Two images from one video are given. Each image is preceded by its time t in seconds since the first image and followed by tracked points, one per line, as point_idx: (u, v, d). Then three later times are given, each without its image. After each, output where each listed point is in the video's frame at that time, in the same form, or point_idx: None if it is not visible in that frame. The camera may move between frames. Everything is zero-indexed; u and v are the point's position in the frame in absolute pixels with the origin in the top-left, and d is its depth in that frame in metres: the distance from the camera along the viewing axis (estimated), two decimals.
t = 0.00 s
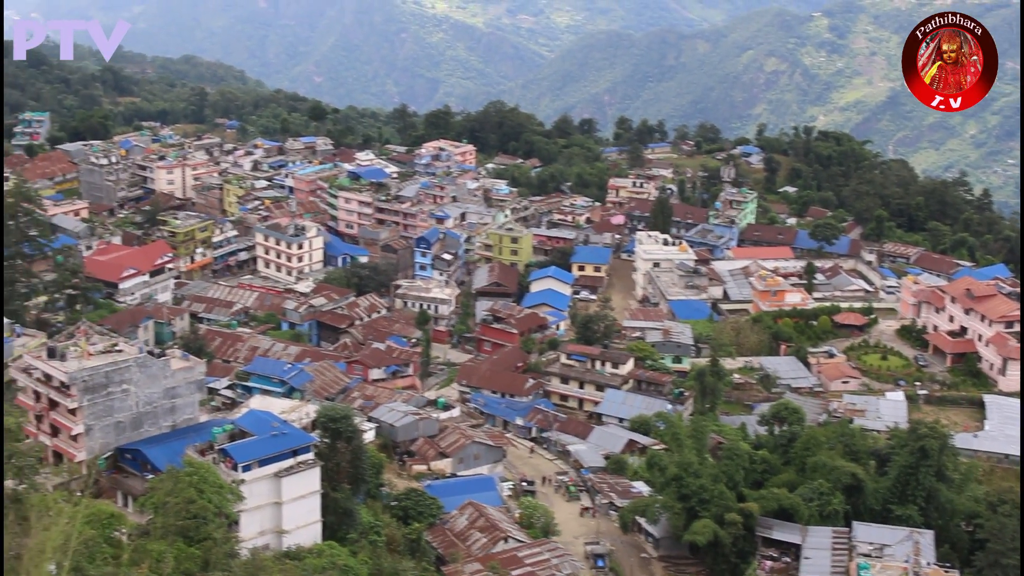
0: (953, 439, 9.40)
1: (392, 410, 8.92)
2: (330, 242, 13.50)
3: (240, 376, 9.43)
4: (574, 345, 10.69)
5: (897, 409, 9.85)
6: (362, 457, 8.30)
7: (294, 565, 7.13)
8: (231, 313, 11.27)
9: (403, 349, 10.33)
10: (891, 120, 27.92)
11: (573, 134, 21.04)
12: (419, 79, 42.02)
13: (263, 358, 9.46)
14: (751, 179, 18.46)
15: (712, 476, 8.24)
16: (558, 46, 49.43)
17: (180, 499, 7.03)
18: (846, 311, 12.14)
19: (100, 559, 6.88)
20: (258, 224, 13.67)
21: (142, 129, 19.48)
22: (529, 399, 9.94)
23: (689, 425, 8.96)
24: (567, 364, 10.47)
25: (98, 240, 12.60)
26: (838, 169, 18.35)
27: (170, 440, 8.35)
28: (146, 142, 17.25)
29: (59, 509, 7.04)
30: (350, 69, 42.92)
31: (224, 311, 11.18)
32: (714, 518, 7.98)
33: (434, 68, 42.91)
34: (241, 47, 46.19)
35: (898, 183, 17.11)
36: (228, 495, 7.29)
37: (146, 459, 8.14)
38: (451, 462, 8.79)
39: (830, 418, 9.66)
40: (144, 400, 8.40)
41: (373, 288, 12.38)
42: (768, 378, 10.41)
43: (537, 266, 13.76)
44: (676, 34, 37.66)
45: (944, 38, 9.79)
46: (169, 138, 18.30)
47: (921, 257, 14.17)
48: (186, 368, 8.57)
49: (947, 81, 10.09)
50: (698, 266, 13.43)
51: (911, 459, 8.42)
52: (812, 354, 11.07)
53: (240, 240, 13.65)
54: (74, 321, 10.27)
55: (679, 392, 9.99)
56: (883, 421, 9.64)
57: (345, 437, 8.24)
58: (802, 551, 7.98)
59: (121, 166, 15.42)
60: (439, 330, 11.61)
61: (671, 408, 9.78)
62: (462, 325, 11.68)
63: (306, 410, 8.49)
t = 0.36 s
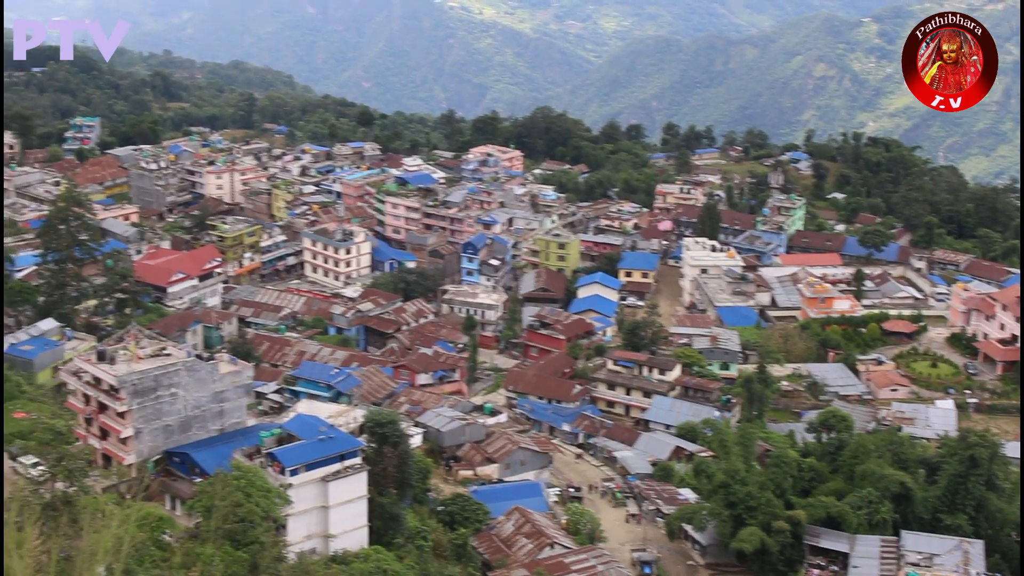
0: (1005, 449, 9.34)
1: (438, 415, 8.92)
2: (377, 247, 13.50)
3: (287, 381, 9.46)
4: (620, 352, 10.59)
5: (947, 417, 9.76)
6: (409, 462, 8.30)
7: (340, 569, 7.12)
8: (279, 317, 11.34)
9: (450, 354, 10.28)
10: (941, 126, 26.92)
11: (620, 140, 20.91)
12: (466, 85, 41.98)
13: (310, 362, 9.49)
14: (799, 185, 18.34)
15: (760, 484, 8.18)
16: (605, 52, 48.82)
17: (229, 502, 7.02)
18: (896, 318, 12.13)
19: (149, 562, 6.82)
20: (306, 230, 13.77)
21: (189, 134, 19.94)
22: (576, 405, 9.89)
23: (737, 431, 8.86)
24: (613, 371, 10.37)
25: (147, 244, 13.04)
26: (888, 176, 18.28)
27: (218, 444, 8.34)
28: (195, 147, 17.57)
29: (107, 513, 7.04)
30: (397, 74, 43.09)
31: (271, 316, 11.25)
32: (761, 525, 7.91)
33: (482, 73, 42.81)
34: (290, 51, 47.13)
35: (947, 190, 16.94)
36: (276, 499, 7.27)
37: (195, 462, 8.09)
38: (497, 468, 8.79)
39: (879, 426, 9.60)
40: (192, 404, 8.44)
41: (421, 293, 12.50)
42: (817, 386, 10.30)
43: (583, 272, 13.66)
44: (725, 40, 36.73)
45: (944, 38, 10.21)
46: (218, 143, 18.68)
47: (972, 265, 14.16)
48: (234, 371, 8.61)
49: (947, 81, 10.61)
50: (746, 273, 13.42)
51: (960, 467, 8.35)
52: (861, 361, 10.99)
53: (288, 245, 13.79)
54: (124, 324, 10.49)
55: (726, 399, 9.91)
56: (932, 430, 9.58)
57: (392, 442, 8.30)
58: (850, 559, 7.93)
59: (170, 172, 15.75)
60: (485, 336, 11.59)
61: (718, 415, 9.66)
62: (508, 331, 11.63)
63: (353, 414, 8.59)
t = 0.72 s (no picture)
0: None
1: (483, 418, 8.89)
2: (423, 250, 13.50)
3: (333, 383, 9.45)
4: (665, 357, 10.48)
5: (995, 425, 9.71)
6: (453, 465, 8.29)
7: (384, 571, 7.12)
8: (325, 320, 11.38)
9: (495, 357, 10.24)
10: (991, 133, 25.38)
11: (666, 144, 20.85)
12: (513, 89, 42.30)
13: (355, 365, 9.45)
14: (846, 191, 18.24)
15: (804, 490, 8.05)
16: (652, 56, 48.06)
17: (273, 503, 6.99)
18: (943, 325, 12.08)
19: (194, 562, 6.83)
20: (351, 232, 13.94)
21: (238, 136, 20.14)
22: (620, 409, 9.87)
23: (782, 437, 8.74)
24: (658, 375, 10.27)
25: (194, 245, 13.26)
26: (937, 182, 18.12)
27: (263, 445, 8.36)
28: (243, 150, 17.80)
29: (151, 509, 7.02)
30: (444, 78, 43.35)
31: (317, 318, 11.31)
32: (806, 532, 7.83)
33: (530, 77, 42.86)
34: (337, 55, 47.69)
35: (997, 196, 16.74)
36: (319, 501, 7.27)
37: (239, 463, 8.13)
38: (541, 471, 8.73)
39: (925, 434, 9.57)
40: (238, 405, 8.44)
41: (466, 297, 12.36)
42: (863, 393, 10.32)
43: (629, 276, 13.72)
44: (772, 44, 35.88)
45: (945, 38, 9.69)
46: (264, 145, 18.91)
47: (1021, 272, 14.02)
48: (280, 373, 8.60)
49: (947, 81, 10.07)
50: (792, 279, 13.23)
51: (1008, 476, 8.29)
52: (908, 368, 10.91)
53: (334, 247, 13.98)
54: (170, 327, 10.62)
55: (772, 405, 9.78)
56: (979, 438, 9.53)
57: (437, 444, 8.24)
58: (895, 568, 7.91)
59: (218, 174, 15.98)
60: (530, 340, 11.61)
61: (763, 421, 9.57)
62: (553, 335, 11.73)
63: (398, 417, 8.56)
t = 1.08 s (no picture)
0: None
1: (518, 420, 8.88)
2: (460, 252, 13.59)
3: (369, 384, 9.43)
4: (703, 360, 10.53)
5: None
6: (488, 467, 8.27)
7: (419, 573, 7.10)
8: (362, 321, 11.39)
9: (531, 359, 10.24)
10: None
11: (705, 147, 20.76)
12: (551, 91, 41.32)
13: (392, 366, 9.42)
14: (885, 196, 18.11)
15: (841, 496, 8.01)
16: (692, 57, 47.07)
17: (309, 503, 7.00)
18: (982, 330, 12.04)
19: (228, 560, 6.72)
20: (389, 233, 13.97)
21: (276, 137, 20.25)
22: (655, 412, 9.83)
23: (819, 442, 8.82)
24: (694, 378, 10.32)
25: (232, 245, 13.25)
26: (977, 187, 18.00)
27: (299, 445, 8.36)
28: (282, 150, 17.91)
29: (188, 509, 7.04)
30: (483, 79, 43.21)
31: (354, 319, 11.32)
32: (842, 537, 7.77)
33: (568, 79, 42.04)
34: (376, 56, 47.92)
35: None
36: (354, 501, 7.30)
37: (275, 463, 8.12)
38: (576, 474, 8.71)
39: (963, 440, 9.53)
40: (275, 405, 8.45)
41: (503, 298, 12.52)
42: (901, 398, 10.29)
43: (667, 279, 13.74)
44: (811, 48, 34.60)
45: (944, 38, 9.86)
46: (302, 146, 19.02)
47: None
48: (316, 374, 8.61)
49: (947, 81, 10.29)
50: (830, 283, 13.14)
51: None
52: (946, 373, 10.87)
53: (372, 249, 14.02)
54: (208, 326, 10.68)
55: (808, 410, 9.74)
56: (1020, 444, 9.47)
57: (472, 446, 8.23)
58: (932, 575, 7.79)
59: (256, 175, 16.07)
60: (567, 342, 11.59)
61: (799, 425, 9.47)
62: (589, 337, 11.67)
63: (434, 418, 8.56)
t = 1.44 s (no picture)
0: None
1: (553, 422, 8.86)
2: (496, 253, 13.50)
3: (403, 385, 9.39)
4: (739, 364, 10.44)
5: None
6: (522, 469, 8.22)
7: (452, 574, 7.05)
8: (397, 322, 11.40)
9: (566, 362, 10.26)
10: None
11: (742, 151, 20.63)
12: (589, 93, 41.28)
13: (427, 367, 9.40)
14: (924, 200, 17.95)
15: (876, 501, 7.95)
16: (729, 61, 45.87)
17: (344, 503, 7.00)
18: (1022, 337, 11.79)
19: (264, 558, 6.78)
20: (426, 234, 13.96)
21: (314, 137, 20.27)
22: (691, 416, 9.81)
23: (855, 448, 8.67)
24: (730, 383, 10.27)
25: (269, 246, 13.26)
26: (1018, 192, 17.92)
27: (334, 445, 8.36)
28: (319, 151, 18.00)
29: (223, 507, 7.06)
30: (520, 81, 43.04)
31: (390, 320, 11.31)
32: (877, 544, 7.73)
33: (604, 82, 42.33)
34: (412, 55, 48.01)
35: None
36: (389, 502, 7.31)
37: (310, 463, 8.11)
38: (610, 477, 8.70)
39: (1002, 446, 9.49)
40: (310, 404, 8.45)
41: (537, 300, 12.61)
42: (938, 404, 10.24)
43: (702, 283, 13.73)
44: (851, 51, 32.43)
45: (944, 38, 9.71)
46: (339, 147, 19.06)
47: None
48: (351, 374, 8.60)
49: (947, 81, 10.15)
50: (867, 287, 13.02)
51: None
52: (984, 379, 10.77)
53: (408, 250, 14.02)
54: (245, 326, 10.73)
55: (844, 415, 9.67)
56: None
57: (507, 448, 8.19)
58: None
59: (294, 175, 16.04)
60: (602, 345, 11.56)
61: (835, 430, 9.48)
62: (625, 340, 11.62)
63: (469, 420, 8.56)
